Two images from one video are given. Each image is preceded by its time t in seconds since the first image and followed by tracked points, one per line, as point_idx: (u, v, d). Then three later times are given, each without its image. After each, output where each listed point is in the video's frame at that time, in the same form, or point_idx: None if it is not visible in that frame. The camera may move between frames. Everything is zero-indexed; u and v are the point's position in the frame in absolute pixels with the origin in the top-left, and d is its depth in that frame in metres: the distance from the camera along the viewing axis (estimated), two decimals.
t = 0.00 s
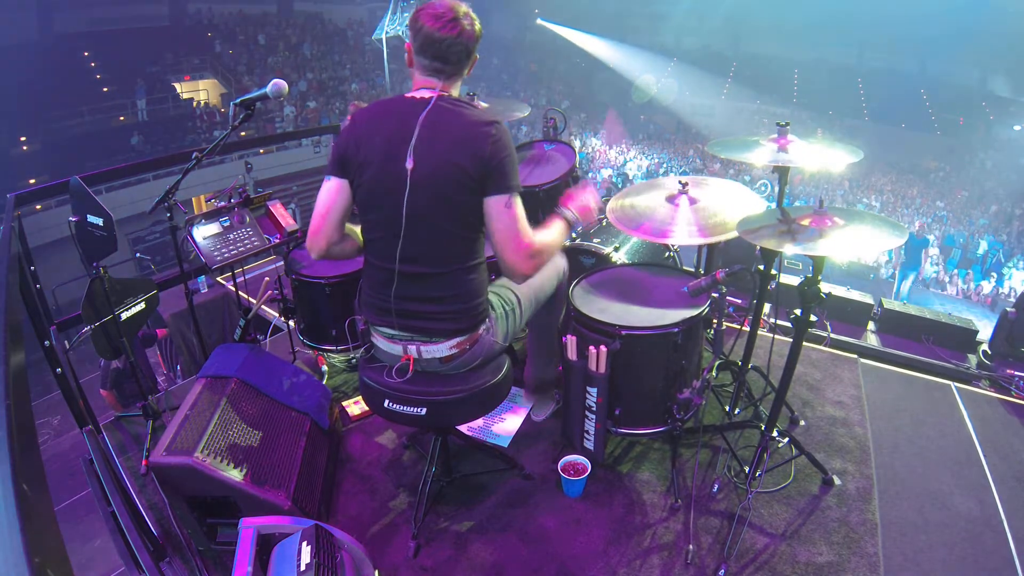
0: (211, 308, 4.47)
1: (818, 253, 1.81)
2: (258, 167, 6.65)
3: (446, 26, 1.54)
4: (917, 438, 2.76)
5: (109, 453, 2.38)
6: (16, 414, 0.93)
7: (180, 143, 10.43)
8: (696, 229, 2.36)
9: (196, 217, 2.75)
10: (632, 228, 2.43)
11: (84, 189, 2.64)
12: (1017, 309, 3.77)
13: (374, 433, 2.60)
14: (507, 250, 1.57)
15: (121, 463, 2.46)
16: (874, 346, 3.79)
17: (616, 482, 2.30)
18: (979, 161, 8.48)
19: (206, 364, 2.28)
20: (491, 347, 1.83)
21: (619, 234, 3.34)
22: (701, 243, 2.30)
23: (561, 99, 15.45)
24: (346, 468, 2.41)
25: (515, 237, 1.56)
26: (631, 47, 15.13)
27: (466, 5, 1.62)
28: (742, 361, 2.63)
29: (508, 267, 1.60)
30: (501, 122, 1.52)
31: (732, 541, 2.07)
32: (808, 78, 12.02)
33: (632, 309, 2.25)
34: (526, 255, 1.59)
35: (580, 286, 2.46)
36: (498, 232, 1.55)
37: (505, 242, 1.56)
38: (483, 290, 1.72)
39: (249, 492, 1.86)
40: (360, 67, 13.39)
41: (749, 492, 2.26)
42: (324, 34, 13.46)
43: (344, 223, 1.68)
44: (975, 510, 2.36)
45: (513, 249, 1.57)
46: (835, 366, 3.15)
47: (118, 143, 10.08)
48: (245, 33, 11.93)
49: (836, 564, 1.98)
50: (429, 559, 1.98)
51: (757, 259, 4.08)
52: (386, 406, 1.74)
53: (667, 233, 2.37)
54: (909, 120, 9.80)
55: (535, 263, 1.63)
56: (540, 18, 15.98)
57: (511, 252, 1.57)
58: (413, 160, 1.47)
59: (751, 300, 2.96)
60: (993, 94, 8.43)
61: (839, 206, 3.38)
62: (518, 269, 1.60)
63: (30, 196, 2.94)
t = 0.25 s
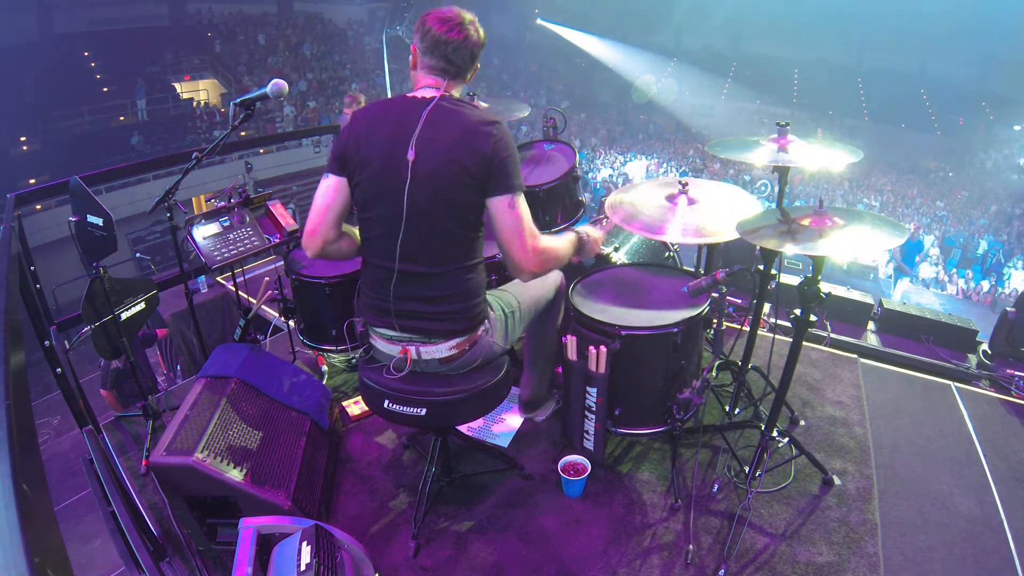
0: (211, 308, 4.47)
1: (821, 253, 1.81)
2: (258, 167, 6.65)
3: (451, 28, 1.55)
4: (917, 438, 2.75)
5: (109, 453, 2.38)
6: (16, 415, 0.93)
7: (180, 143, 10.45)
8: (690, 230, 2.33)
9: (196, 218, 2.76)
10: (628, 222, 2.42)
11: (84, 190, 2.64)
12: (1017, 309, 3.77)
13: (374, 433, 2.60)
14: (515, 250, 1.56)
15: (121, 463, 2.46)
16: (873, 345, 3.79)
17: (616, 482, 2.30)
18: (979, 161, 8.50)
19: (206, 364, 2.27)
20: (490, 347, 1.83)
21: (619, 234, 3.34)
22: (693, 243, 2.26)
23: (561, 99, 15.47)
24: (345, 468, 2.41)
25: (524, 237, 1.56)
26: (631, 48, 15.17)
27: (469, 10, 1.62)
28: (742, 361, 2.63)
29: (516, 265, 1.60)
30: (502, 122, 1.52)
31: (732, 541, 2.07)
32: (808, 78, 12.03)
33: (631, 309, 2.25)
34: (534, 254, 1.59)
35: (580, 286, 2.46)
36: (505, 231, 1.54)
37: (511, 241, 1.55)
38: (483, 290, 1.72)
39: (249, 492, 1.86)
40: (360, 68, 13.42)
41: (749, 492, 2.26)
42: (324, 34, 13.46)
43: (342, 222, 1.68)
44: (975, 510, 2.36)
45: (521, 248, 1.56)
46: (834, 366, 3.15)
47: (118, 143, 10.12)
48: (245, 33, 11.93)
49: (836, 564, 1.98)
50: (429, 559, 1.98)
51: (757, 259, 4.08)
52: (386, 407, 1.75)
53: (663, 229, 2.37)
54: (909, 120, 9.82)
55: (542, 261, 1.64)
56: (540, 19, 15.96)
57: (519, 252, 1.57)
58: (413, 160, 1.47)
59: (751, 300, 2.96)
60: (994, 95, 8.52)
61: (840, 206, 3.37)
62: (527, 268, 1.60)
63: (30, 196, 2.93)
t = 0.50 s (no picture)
0: (211, 308, 4.47)
1: (820, 253, 1.81)
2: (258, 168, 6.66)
3: (449, 26, 1.54)
4: (917, 438, 2.76)
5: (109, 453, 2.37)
6: (16, 415, 0.93)
7: (180, 143, 10.48)
8: (701, 231, 2.36)
9: (196, 218, 2.76)
10: (634, 233, 2.44)
11: (83, 189, 2.64)
12: (1017, 309, 3.77)
13: (374, 433, 2.60)
14: (507, 251, 1.56)
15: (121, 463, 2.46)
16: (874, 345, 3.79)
17: (616, 482, 2.30)
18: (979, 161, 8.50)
19: (206, 364, 2.27)
20: (490, 346, 1.83)
21: (619, 234, 3.34)
22: (708, 245, 2.31)
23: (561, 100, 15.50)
24: (345, 468, 2.41)
25: (515, 238, 1.56)
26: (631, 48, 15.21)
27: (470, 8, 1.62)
28: (742, 362, 2.63)
29: (508, 268, 1.59)
30: (502, 122, 1.52)
31: (732, 541, 2.07)
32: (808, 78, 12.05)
33: (631, 309, 2.25)
34: (527, 256, 1.59)
35: (580, 286, 2.46)
36: (498, 232, 1.54)
37: (505, 241, 1.55)
38: (482, 289, 1.72)
39: (249, 492, 1.86)
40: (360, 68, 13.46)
41: (749, 492, 2.26)
42: (324, 34, 13.46)
43: (337, 220, 1.67)
44: (975, 510, 2.36)
45: (513, 250, 1.56)
46: (834, 366, 3.15)
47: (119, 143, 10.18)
48: (245, 33, 11.93)
49: (836, 564, 1.98)
50: (429, 559, 1.98)
51: (757, 259, 4.08)
52: (386, 406, 1.75)
53: (672, 237, 2.38)
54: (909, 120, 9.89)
55: (536, 263, 1.63)
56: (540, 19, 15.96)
57: (512, 253, 1.56)
58: (413, 160, 1.47)
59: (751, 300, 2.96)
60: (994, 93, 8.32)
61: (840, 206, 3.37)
62: (519, 269, 1.59)
63: (30, 195, 2.93)
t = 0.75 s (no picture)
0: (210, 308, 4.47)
1: (819, 253, 1.81)
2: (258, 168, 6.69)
3: (447, 26, 1.55)
4: (917, 438, 2.75)
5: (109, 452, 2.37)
6: (16, 414, 0.93)
7: (180, 144, 10.48)
8: (696, 229, 2.35)
9: (196, 217, 2.76)
10: (631, 228, 2.43)
11: (83, 189, 2.63)
12: (1017, 309, 3.77)
13: (374, 433, 2.60)
14: (499, 250, 1.54)
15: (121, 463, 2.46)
16: (874, 345, 3.79)
17: (616, 482, 2.30)
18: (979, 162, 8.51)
19: (206, 363, 2.27)
20: (491, 347, 1.83)
21: (619, 234, 3.34)
22: (702, 243, 2.29)
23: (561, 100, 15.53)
24: (345, 468, 2.41)
25: (508, 238, 1.54)
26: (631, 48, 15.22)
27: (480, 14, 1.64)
28: (742, 362, 2.63)
29: (500, 268, 1.57)
30: (500, 121, 1.52)
31: (732, 541, 2.07)
32: (808, 78, 12.07)
33: (632, 309, 2.26)
34: (518, 257, 1.57)
35: (580, 286, 2.46)
36: (492, 231, 1.53)
37: (497, 242, 1.54)
38: (482, 290, 1.71)
39: (249, 493, 1.86)
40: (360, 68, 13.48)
41: (750, 492, 2.26)
42: (324, 34, 13.47)
43: (345, 225, 1.69)
44: (974, 510, 2.36)
45: (505, 250, 1.55)
46: (834, 366, 3.15)
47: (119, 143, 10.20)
48: (245, 33, 11.93)
49: (836, 564, 1.98)
50: (429, 559, 1.98)
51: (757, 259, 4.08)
52: (386, 406, 1.75)
53: (668, 234, 2.36)
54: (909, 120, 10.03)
55: (526, 265, 1.61)
56: (539, 19, 16.03)
57: (503, 253, 1.55)
58: (410, 160, 1.47)
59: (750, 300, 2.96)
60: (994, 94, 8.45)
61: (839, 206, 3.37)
62: (508, 271, 1.57)
63: (30, 195, 2.93)
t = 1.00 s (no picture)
0: (210, 308, 4.47)
1: (820, 254, 1.81)
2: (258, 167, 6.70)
3: (445, 29, 1.55)
4: (917, 438, 2.75)
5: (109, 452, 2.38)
6: (16, 414, 0.93)
7: (180, 144, 10.50)
8: (696, 231, 2.34)
9: (196, 218, 2.76)
10: (630, 229, 2.44)
11: (83, 189, 2.63)
12: (1017, 309, 3.77)
13: (374, 433, 2.60)
14: (505, 250, 1.54)
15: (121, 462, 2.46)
16: (874, 345, 3.79)
17: (616, 482, 2.30)
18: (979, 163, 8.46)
19: (206, 364, 2.27)
20: (491, 347, 1.83)
21: (619, 234, 3.34)
22: (703, 245, 2.29)
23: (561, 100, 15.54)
24: (346, 468, 2.41)
25: (515, 238, 1.54)
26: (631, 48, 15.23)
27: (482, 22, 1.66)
28: (742, 362, 2.63)
29: (506, 269, 1.58)
30: (500, 123, 1.52)
31: (732, 541, 2.07)
32: (808, 78, 12.08)
33: (632, 309, 2.25)
34: (525, 257, 1.57)
35: (580, 286, 2.46)
36: (497, 233, 1.53)
37: (503, 243, 1.54)
38: (483, 292, 1.71)
39: (249, 493, 1.86)
40: (360, 68, 13.51)
41: (749, 492, 2.26)
42: (324, 34, 13.47)
43: (343, 229, 1.68)
44: (974, 510, 2.36)
45: (511, 250, 1.55)
46: (834, 366, 3.15)
47: (119, 144, 10.24)
48: (245, 33, 11.96)
49: (836, 564, 1.98)
50: (430, 559, 1.98)
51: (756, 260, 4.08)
52: (386, 406, 1.74)
53: (667, 234, 2.37)
54: (909, 120, 10.04)
55: (534, 266, 1.61)
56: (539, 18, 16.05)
57: (510, 253, 1.55)
58: (411, 162, 1.47)
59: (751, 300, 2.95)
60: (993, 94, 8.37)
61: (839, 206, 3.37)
62: (516, 271, 1.58)
63: (30, 195, 2.93)
